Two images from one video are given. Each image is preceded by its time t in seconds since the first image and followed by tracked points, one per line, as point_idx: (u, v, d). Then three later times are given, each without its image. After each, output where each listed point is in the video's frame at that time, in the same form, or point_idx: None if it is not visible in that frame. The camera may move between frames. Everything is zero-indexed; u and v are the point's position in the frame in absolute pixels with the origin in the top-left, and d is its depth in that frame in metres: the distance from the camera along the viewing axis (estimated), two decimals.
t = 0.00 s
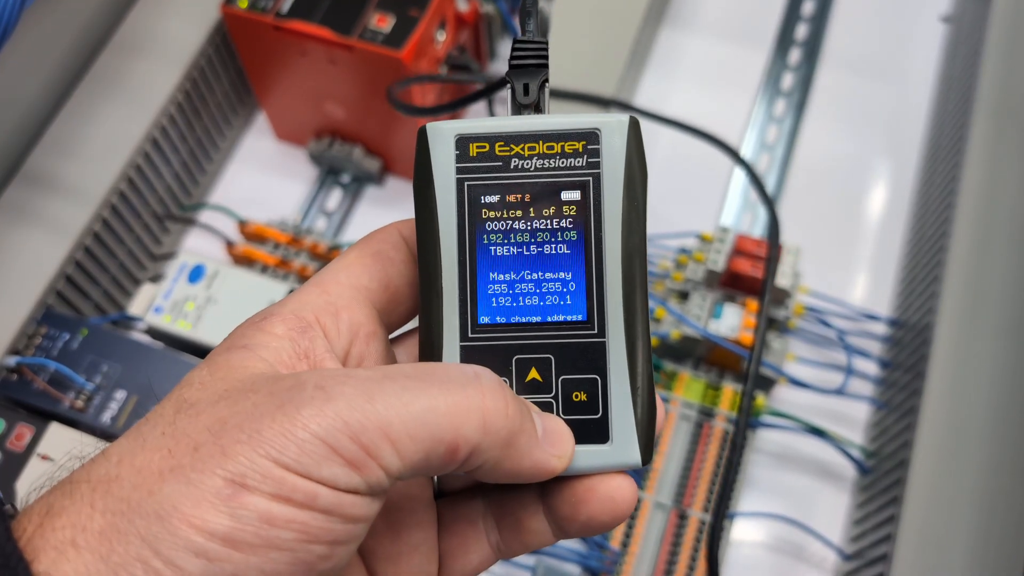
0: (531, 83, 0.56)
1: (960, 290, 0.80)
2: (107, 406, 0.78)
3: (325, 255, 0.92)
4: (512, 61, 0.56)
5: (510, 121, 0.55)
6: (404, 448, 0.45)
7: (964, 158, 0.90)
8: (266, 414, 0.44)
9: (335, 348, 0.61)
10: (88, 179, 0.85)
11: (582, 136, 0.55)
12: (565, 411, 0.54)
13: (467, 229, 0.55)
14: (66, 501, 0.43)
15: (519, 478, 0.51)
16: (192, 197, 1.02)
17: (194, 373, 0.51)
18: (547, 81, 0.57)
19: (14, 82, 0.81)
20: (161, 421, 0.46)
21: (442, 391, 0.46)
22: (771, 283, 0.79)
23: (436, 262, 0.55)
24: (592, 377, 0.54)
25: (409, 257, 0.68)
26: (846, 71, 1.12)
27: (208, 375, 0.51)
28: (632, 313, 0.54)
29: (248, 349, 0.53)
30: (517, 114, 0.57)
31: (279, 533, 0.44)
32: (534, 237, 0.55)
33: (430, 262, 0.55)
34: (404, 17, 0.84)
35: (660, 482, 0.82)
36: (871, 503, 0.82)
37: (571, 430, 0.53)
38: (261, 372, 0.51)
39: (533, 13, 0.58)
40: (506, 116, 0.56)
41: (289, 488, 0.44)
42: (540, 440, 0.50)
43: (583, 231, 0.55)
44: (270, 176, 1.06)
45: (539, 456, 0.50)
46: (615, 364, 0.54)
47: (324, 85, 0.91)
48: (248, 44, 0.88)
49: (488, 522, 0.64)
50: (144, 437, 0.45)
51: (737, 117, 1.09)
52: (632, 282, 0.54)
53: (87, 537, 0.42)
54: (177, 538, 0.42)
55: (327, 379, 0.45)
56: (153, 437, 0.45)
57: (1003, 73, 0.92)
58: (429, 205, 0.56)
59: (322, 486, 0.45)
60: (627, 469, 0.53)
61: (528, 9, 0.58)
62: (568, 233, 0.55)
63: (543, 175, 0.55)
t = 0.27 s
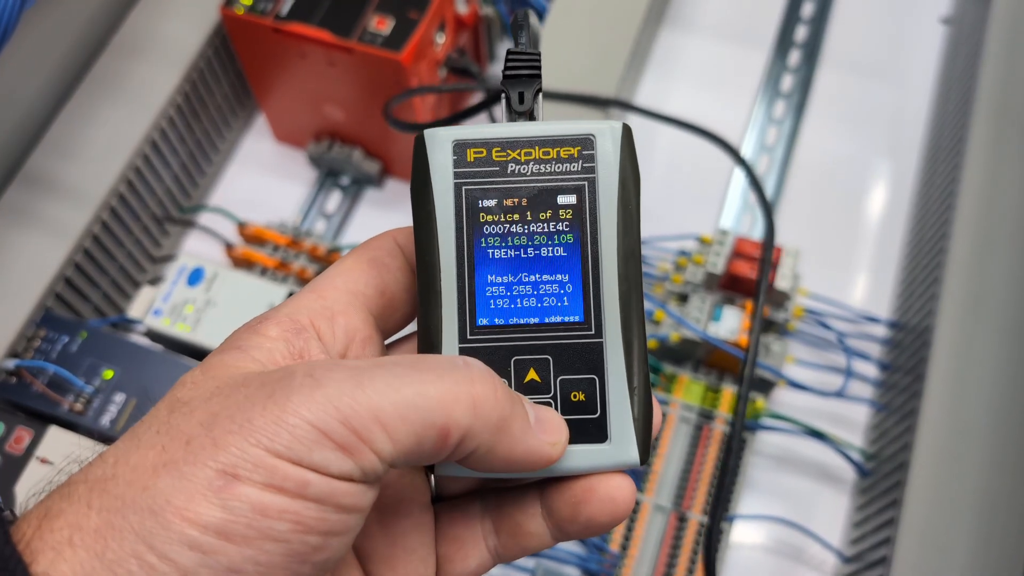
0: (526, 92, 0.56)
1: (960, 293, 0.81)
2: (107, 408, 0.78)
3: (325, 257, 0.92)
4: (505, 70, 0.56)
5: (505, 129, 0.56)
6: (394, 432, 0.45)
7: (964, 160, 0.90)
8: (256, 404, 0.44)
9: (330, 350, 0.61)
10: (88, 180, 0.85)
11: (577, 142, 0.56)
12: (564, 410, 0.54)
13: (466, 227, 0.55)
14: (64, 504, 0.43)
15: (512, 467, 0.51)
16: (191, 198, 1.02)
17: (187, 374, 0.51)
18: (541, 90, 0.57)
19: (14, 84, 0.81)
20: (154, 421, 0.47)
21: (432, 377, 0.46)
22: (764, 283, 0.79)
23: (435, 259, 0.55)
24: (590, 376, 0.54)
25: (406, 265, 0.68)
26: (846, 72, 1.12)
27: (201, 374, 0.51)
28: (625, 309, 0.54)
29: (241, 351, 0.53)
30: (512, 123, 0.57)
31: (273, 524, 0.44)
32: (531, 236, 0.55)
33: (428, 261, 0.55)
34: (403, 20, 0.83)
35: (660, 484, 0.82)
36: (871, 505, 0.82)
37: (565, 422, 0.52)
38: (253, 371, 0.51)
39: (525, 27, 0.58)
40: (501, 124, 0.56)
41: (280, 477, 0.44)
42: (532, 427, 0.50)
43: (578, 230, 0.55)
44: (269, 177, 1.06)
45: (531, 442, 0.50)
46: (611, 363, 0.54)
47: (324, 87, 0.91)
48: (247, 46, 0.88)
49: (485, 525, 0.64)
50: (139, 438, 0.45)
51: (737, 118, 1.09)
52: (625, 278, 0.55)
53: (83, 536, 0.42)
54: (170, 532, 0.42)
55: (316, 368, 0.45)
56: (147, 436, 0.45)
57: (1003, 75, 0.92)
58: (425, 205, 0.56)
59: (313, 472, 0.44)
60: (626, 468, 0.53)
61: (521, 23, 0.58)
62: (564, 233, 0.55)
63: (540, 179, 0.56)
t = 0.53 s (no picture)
0: (532, 95, 0.56)
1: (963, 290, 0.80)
2: (104, 406, 0.77)
3: (324, 254, 0.92)
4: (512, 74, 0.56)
5: (511, 131, 0.55)
6: (410, 454, 0.45)
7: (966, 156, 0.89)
8: (271, 425, 0.43)
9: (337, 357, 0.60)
10: (86, 178, 0.84)
11: (584, 145, 0.55)
12: (570, 415, 0.53)
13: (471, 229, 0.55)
14: (70, 513, 0.43)
15: (525, 478, 0.51)
16: (191, 196, 1.02)
17: (196, 382, 0.50)
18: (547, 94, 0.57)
19: (12, 81, 0.81)
20: (163, 432, 0.46)
21: (446, 394, 0.45)
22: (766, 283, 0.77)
23: (441, 267, 0.54)
24: (596, 382, 0.53)
25: (410, 268, 0.68)
26: (848, 69, 1.12)
27: (210, 386, 0.49)
28: (633, 318, 0.54)
29: (250, 359, 0.52)
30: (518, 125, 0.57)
31: (289, 544, 0.44)
32: (536, 241, 0.54)
33: (435, 273, 0.54)
34: (403, 15, 0.83)
35: (661, 483, 0.81)
36: (874, 504, 0.82)
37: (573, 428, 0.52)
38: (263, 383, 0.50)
39: (531, 30, 0.58)
40: (507, 126, 0.56)
41: (297, 499, 0.43)
42: (543, 438, 0.50)
43: (585, 236, 0.55)
44: (271, 175, 1.06)
45: (543, 453, 0.49)
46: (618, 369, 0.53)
47: (323, 83, 0.91)
48: (247, 42, 0.88)
49: (490, 531, 0.63)
50: (147, 448, 0.45)
51: (738, 115, 1.09)
52: (634, 287, 0.54)
53: (93, 550, 0.41)
54: (185, 549, 0.41)
55: (330, 390, 0.44)
56: (157, 449, 0.45)
57: (1006, 70, 0.92)
58: (431, 208, 0.55)
59: (329, 495, 0.44)
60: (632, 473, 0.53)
61: (526, 26, 0.58)
62: (569, 238, 0.54)
63: (546, 182, 0.55)
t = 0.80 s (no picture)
0: (521, 91, 0.56)
1: (963, 294, 0.80)
2: (102, 410, 0.77)
3: (323, 257, 0.92)
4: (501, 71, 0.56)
5: (499, 127, 0.55)
6: (381, 444, 0.45)
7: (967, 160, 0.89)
8: (239, 412, 0.43)
9: (323, 354, 0.60)
10: (84, 180, 0.84)
11: (573, 140, 0.55)
12: (559, 413, 0.53)
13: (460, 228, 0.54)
14: (47, 510, 0.43)
15: (505, 479, 0.50)
16: (189, 199, 1.01)
17: (179, 380, 0.51)
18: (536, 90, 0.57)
19: (10, 84, 0.80)
20: (141, 424, 0.46)
21: (425, 388, 0.45)
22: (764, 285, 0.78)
23: (429, 262, 0.54)
24: (586, 379, 0.53)
25: (400, 265, 0.67)
26: (847, 71, 1.12)
27: (193, 381, 0.50)
28: (624, 314, 0.53)
29: (234, 354, 0.53)
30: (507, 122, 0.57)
31: (255, 536, 0.44)
32: (525, 237, 0.54)
33: (423, 265, 0.54)
34: (401, 18, 0.83)
35: (661, 487, 0.81)
36: (873, 508, 0.82)
37: (558, 429, 0.51)
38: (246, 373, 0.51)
39: (521, 28, 0.59)
40: (496, 122, 0.56)
41: (262, 489, 0.43)
42: (529, 442, 0.49)
43: (573, 233, 0.54)
44: (268, 178, 1.06)
45: (526, 458, 0.49)
46: (608, 364, 0.53)
47: (321, 87, 0.91)
48: (245, 46, 0.88)
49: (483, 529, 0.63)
50: (124, 441, 0.45)
51: (737, 118, 1.09)
52: (624, 283, 0.54)
53: (66, 545, 0.41)
54: (151, 542, 0.41)
55: (304, 375, 0.44)
56: (133, 440, 0.44)
57: (1006, 74, 0.92)
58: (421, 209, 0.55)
59: (296, 485, 0.44)
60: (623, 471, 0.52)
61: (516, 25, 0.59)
62: (556, 235, 0.54)
63: (535, 178, 0.55)
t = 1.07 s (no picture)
0: (532, 94, 0.56)
1: (962, 294, 0.80)
2: (105, 411, 0.78)
3: (324, 259, 0.92)
4: (510, 71, 0.56)
5: (512, 133, 0.55)
6: (379, 435, 0.45)
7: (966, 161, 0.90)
8: (237, 406, 0.43)
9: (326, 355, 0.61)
10: (87, 181, 0.84)
11: (585, 149, 0.56)
12: (567, 420, 0.53)
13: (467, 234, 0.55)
14: (51, 511, 0.43)
15: (501, 475, 0.51)
16: (191, 200, 1.02)
17: (180, 378, 0.50)
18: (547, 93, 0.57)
19: (13, 85, 0.81)
20: (143, 422, 0.46)
21: (424, 380, 0.46)
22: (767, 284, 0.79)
23: (437, 252, 0.54)
24: (593, 388, 0.54)
25: (404, 267, 0.67)
26: (847, 72, 1.12)
27: (192, 377, 0.50)
28: (633, 323, 0.54)
29: (234, 352, 0.54)
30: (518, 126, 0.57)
31: (255, 530, 0.44)
32: (534, 245, 0.55)
33: (428, 263, 0.55)
34: (403, 20, 0.83)
35: (661, 486, 0.81)
36: (872, 508, 0.82)
37: (554, 434, 0.52)
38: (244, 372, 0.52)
39: (529, 24, 0.58)
40: (509, 128, 0.56)
41: (261, 481, 0.44)
42: (525, 437, 0.50)
43: (583, 242, 0.55)
44: (271, 178, 1.06)
45: (522, 453, 0.49)
46: (615, 373, 0.54)
47: (323, 88, 0.91)
48: (247, 47, 0.88)
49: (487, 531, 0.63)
50: (126, 438, 0.45)
51: (737, 119, 1.09)
52: (632, 293, 0.54)
53: (68, 544, 0.42)
54: (151, 539, 0.42)
55: (302, 366, 0.45)
56: (132, 438, 0.45)
57: (1006, 76, 0.92)
58: (429, 216, 0.55)
59: (293, 475, 0.44)
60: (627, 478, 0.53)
61: (524, 20, 0.58)
62: (566, 243, 0.55)
63: (545, 186, 0.55)
